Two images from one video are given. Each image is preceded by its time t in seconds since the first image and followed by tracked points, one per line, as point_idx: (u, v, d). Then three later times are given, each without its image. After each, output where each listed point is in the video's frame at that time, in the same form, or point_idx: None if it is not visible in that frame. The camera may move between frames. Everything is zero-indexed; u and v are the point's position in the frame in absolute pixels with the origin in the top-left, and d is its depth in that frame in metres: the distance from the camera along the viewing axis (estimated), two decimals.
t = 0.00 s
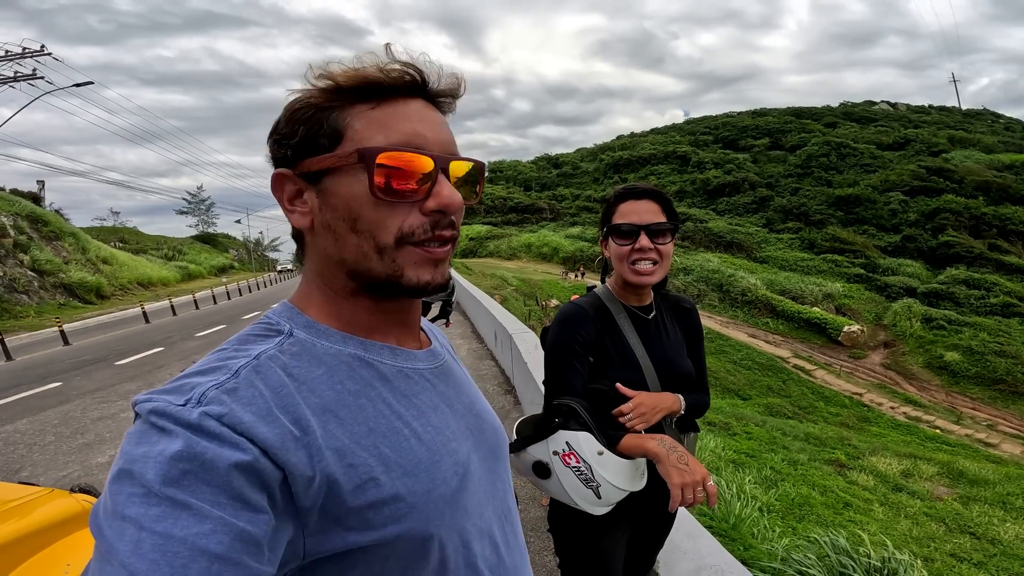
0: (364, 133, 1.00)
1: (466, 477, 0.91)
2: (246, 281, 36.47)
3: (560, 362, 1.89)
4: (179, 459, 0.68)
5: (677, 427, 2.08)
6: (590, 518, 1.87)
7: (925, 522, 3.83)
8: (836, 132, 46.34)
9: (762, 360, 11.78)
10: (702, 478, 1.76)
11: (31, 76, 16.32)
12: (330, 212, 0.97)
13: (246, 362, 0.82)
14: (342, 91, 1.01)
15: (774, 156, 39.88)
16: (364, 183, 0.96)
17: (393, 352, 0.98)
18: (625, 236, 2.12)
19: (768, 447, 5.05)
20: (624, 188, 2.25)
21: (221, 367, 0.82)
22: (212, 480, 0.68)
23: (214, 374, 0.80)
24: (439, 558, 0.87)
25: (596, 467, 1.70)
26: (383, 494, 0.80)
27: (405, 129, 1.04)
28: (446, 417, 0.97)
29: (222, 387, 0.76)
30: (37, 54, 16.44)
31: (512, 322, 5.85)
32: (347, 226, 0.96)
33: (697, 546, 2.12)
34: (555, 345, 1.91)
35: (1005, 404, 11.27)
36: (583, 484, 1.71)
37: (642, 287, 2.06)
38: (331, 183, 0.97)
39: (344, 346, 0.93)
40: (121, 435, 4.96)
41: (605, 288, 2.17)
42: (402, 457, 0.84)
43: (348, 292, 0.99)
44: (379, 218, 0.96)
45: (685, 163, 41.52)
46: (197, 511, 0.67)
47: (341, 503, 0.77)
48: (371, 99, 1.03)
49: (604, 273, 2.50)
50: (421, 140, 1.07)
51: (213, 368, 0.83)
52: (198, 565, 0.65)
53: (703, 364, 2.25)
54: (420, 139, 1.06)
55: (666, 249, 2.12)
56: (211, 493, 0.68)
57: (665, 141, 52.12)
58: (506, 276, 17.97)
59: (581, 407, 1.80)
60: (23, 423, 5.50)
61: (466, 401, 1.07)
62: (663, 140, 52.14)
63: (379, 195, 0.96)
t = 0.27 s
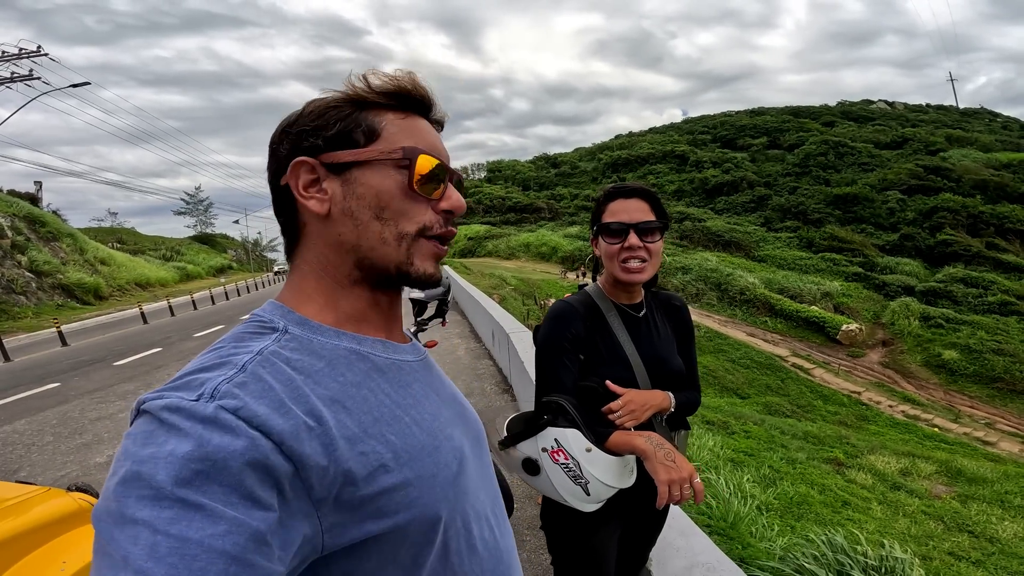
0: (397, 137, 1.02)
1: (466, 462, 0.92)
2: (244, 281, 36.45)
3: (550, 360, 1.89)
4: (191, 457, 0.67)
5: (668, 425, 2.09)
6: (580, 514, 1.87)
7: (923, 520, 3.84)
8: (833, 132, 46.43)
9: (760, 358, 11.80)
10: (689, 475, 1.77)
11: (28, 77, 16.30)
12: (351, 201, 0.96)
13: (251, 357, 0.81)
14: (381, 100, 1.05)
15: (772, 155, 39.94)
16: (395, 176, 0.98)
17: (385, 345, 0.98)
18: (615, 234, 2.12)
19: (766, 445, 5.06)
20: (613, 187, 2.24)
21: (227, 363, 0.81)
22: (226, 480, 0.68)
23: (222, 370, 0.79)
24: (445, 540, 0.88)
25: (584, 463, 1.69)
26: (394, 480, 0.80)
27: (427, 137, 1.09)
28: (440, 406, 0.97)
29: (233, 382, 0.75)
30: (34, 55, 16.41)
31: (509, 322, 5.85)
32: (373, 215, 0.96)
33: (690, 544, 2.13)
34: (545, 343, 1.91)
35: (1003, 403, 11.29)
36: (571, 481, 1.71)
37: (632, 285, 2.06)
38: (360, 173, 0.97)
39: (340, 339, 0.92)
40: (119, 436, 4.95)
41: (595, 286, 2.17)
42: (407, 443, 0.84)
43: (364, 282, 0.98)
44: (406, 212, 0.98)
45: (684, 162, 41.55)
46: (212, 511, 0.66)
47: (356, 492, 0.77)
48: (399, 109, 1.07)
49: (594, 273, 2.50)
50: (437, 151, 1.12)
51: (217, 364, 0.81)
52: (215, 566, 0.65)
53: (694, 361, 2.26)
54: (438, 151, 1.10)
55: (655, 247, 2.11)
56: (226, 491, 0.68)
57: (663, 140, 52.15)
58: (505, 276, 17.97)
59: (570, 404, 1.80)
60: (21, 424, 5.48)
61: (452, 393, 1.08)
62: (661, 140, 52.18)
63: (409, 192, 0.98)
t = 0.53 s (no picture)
0: (388, 149, 1.02)
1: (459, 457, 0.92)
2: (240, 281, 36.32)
3: (543, 366, 1.88)
4: (191, 455, 0.66)
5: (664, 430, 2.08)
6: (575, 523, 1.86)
7: (922, 517, 3.85)
8: (829, 128, 46.55)
9: (758, 355, 11.83)
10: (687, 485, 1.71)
11: (19, 77, 16.17)
12: (340, 211, 0.97)
13: (250, 357, 0.81)
14: (376, 113, 1.06)
15: (768, 152, 40.02)
16: (383, 187, 0.98)
17: (374, 347, 0.98)
18: (609, 234, 2.10)
19: (765, 442, 5.08)
20: (607, 186, 2.22)
21: (228, 361, 0.81)
22: (228, 480, 0.67)
23: (225, 369, 0.79)
24: (442, 539, 0.87)
25: (576, 473, 1.69)
26: (394, 476, 0.80)
27: (416, 149, 1.08)
28: (432, 405, 0.98)
29: (235, 379, 0.75)
30: (24, 55, 16.28)
31: (506, 321, 5.84)
32: (361, 221, 0.96)
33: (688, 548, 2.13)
34: (537, 347, 1.91)
35: (999, 398, 11.36)
36: (563, 490, 1.72)
37: (627, 287, 2.06)
38: (351, 183, 0.97)
39: (333, 342, 0.92)
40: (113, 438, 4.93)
41: (591, 287, 2.15)
42: (405, 442, 0.84)
43: (350, 291, 0.98)
44: (393, 222, 0.97)
45: (680, 159, 41.59)
46: (211, 514, 0.65)
47: (358, 488, 0.77)
48: (390, 121, 1.07)
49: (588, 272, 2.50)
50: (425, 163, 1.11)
51: (218, 363, 0.81)
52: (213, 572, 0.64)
53: (691, 363, 2.25)
54: (428, 163, 1.10)
55: (650, 247, 2.11)
56: (225, 496, 0.66)
57: (659, 137, 52.18)
58: (502, 274, 17.97)
59: (561, 411, 1.79)
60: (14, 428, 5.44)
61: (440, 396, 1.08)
62: (658, 137, 52.21)
63: (396, 204, 0.98)
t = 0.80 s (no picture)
0: (323, 149, 0.99)
1: (454, 465, 0.92)
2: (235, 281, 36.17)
3: (538, 368, 1.88)
4: (187, 441, 0.66)
5: (663, 434, 2.08)
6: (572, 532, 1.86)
7: (920, 512, 3.88)
8: (822, 124, 46.74)
9: (754, 350, 11.88)
10: (686, 494, 1.74)
11: (8, 78, 16.02)
12: (302, 226, 0.98)
13: (252, 352, 0.81)
14: (306, 113, 1.02)
15: (762, 147, 40.15)
16: (322, 195, 0.96)
17: (380, 351, 0.98)
18: (604, 234, 2.12)
19: (762, 438, 5.11)
20: (602, 184, 2.23)
21: (231, 357, 0.81)
22: (220, 468, 0.67)
23: (227, 363, 0.79)
24: (430, 544, 0.85)
25: (572, 482, 1.66)
26: (384, 478, 0.79)
27: (358, 141, 1.02)
28: (430, 410, 0.97)
29: (237, 373, 0.75)
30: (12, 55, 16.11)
31: (502, 320, 5.84)
32: (317, 238, 0.96)
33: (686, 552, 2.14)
34: (532, 352, 1.90)
35: (993, 392, 11.45)
36: (559, 500, 1.68)
37: (623, 287, 2.05)
38: (301, 198, 0.97)
39: (336, 343, 0.92)
40: (106, 442, 4.91)
41: (585, 289, 2.14)
42: (400, 444, 0.83)
43: (325, 301, 0.98)
44: (346, 227, 0.95)
45: (674, 155, 41.67)
46: (201, 499, 0.65)
47: (347, 487, 0.76)
48: (326, 116, 1.03)
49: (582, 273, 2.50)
50: (375, 148, 1.04)
51: (222, 357, 0.81)
52: (199, 558, 0.63)
53: (688, 366, 2.26)
54: (376, 150, 1.04)
55: (647, 246, 2.12)
56: (216, 482, 0.66)
57: (653, 133, 52.25)
58: (498, 272, 17.97)
59: (556, 419, 1.77)
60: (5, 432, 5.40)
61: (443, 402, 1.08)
62: (652, 133, 52.29)
63: (343, 206, 0.95)
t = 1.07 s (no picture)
0: (318, 163, 1.01)
1: (450, 486, 0.91)
2: (229, 280, 36.00)
3: (541, 379, 1.88)
4: (185, 452, 0.65)
5: (673, 446, 2.07)
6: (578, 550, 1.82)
7: (918, 509, 3.91)
8: (816, 120, 46.92)
9: (750, 347, 11.93)
10: (701, 515, 1.72)
11: None
12: (301, 241, 1.01)
13: (253, 365, 0.80)
14: (302, 126, 1.04)
15: (756, 144, 40.26)
16: (313, 211, 0.98)
17: (384, 367, 0.98)
18: (612, 237, 2.11)
19: (759, 435, 5.14)
20: (611, 183, 2.23)
21: (232, 368, 0.81)
22: (216, 481, 0.66)
23: (225, 375, 0.78)
24: (421, 564, 0.84)
25: (581, 504, 1.65)
26: (378, 498, 0.78)
27: (353, 154, 1.02)
28: (429, 429, 0.97)
29: (234, 387, 0.74)
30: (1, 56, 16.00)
31: (498, 319, 5.83)
32: (313, 252, 0.99)
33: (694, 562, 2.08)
34: (534, 364, 1.90)
35: (988, 386, 11.55)
36: (567, 523, 1.68)
37: (630, 293, 2.06)
38: (297, 214, 1.00)
39: (339, 358, 0.92)
40: (98, 446, 4.86)
41: (591, 293, 2.15)
42: (396, 465, 0.83)
43: (317, 319, 0.99)
44: (336, 243, 0.97)
45: (669, 152, 41.74)
46: (195, 510, 0.64)
47: (339, 505, 0.75)
48: (327, 129, 1.04)
49: (588, 273, 2.51)
50: (373, 163, 1.04)
51: (223, 367, 0.81)
52: (195, 566, 0.62)
53: (698, 373, 2.27)
54: (373, 163, 1.03)
55: (656, 250, 2.12)
56: (213, 492, 0.66)
57: (648, 130, 52.32)
58: (494, 269, 17.97)
59: (562, 437, 1.74)
60: None
61: (444, 420, 1.07)
62: (647, 130, 52.36)
63: (333, 221, 0.96)
